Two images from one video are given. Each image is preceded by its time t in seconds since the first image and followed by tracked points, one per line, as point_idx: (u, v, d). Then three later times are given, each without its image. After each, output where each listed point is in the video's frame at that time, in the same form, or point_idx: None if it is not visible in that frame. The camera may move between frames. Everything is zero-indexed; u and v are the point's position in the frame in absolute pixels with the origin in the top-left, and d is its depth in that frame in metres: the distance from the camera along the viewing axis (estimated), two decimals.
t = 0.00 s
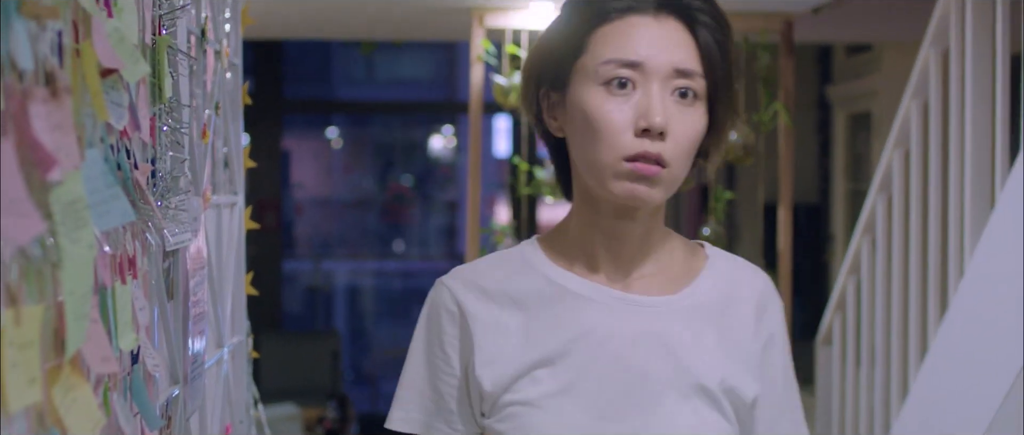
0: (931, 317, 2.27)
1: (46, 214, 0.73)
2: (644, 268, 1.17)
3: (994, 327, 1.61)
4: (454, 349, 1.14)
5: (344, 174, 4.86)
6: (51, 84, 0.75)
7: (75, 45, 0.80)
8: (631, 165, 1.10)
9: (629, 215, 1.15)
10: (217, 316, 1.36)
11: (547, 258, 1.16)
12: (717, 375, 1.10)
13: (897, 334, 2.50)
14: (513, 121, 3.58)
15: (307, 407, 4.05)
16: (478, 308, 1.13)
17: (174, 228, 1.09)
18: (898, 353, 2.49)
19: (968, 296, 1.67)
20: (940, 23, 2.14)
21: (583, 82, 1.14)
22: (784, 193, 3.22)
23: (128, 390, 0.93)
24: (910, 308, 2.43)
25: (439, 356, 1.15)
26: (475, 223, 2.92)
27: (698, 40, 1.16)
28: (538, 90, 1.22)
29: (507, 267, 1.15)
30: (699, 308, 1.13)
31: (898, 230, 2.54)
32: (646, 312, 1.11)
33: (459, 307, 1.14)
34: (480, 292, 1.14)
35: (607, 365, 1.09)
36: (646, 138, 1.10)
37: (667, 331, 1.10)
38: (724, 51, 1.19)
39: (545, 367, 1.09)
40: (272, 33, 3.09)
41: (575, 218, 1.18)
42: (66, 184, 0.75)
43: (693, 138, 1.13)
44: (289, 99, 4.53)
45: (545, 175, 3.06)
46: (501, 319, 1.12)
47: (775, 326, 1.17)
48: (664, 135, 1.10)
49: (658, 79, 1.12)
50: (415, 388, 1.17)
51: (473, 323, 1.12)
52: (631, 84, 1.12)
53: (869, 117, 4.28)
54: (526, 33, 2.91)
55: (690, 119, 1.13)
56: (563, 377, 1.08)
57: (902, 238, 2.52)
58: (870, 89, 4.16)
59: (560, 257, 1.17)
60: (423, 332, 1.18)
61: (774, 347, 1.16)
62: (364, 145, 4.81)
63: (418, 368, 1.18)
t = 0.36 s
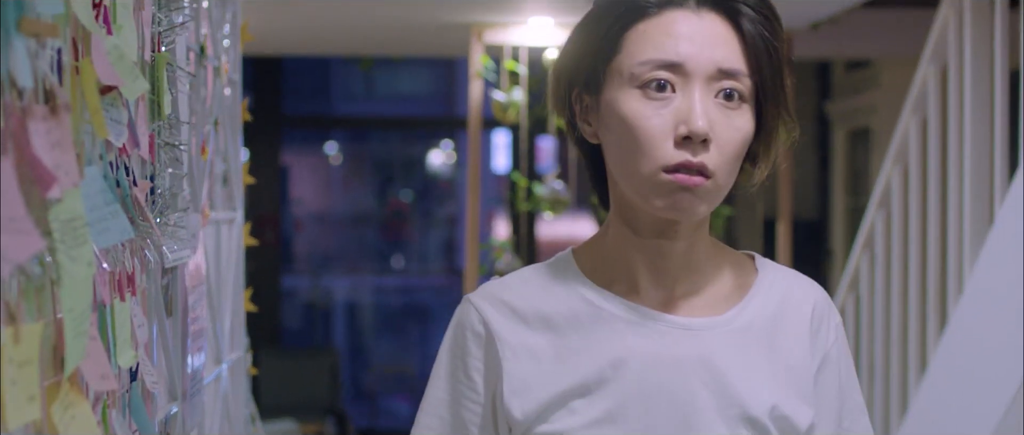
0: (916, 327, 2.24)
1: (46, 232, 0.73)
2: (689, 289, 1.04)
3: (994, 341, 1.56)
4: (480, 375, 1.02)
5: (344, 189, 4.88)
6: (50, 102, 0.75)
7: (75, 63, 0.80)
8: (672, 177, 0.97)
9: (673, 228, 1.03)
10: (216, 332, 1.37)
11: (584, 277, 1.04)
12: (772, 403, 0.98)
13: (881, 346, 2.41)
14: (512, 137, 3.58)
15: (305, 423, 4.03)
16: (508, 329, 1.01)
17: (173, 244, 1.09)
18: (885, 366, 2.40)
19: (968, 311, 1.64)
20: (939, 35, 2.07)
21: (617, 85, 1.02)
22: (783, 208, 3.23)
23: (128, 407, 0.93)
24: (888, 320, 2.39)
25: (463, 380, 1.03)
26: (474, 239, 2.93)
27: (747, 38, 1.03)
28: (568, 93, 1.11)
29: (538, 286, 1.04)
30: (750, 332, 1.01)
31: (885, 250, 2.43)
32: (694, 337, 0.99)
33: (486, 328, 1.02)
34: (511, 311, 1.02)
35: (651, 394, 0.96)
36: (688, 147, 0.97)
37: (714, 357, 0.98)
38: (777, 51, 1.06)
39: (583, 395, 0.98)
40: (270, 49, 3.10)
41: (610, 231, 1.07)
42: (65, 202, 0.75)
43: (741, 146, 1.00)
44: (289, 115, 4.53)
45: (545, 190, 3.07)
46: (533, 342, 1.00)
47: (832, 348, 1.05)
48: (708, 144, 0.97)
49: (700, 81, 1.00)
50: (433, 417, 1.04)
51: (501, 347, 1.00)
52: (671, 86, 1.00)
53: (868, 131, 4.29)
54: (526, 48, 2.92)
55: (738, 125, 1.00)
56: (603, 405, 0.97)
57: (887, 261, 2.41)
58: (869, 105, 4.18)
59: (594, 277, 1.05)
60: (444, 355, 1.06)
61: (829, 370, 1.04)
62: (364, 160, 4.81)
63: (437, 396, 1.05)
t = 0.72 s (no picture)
0: (917, 343, 2.24)
1: (45, 248, 0.74)
2: (674, 311, 1.09)
3: (992, 356, 1.56)
4: (456, 402, 1.06)
5: (344, 205, 4.86)
6: (50, 119, 0.75)
7: (75, 80, 0.80)
8: (658, 192, 0.98)
9: (658, 253, 1.08)
10: (216, 349, 1.37)
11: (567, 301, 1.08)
12: (763, 424, 1.04)
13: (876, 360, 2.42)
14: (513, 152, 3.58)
15: None
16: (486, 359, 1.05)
17: (173, 260, 1.09)
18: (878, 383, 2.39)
19: (969, 326, 1.63)
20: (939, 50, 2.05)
21: (602, 97, 1.03)
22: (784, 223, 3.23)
23: (128, 423, 0.93)
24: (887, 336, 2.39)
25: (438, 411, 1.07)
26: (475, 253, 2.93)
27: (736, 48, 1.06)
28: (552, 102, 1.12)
29: (519, 314, 1.09)
30: (741, 353, 1.07)
31: (884, 265, 2.41)
32: (687, 359, 1.04)
33: (464, 355, 1.06)
34: (488, 340, 1.07)
35: (648, 416, 1.01)
36: (676, 162, 0.98)
37: (707, 379, 1.04)
38: (770, 62, 1.10)
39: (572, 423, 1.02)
40: (271, 64, 3.12)
41: (591, 254, 1.11)
42: (65, 219, 0.76)
43: (728, 159, 1.02)
44: (290, 130, 4.57)
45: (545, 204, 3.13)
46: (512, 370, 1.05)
47: (817, 366, 1.12)
48: (696, 158, 0.98)
49: (689, 89, 1.00)
50: None
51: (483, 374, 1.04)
52: (656, 94, 1.00)
53: (867, 146, 4.31)
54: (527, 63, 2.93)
55: (726, 137, 1.01)
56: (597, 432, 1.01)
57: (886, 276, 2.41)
58: (869, 120, 4.20)
59: (576, 298, 1.09)
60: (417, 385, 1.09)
61: (815, 389, 1.12)
62: (364, 176, 4.79)
63: (410, 427, 1.08)
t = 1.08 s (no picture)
0: (918, 353, 2.22)
1: (46, 259, 0.74)
2: (631, 318, 1.18)
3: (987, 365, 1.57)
4: (405, 418, 1.13)
5: (344, 214, 4.80)
6: (52, 130, 0.76)
7: (76, 91, 0.81)
8: (617, 194, 1.04)
9: (614, 260, 1.16)
10: (216, 359, 1.37)
11: (525, 313, 1.15)
12: (725, 429, 1.12)
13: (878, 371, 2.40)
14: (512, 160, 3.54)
15: None
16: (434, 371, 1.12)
17: (173, 270, 1.10)
18: (880, 393, 2.38)
19: (970, 336, 1.62)
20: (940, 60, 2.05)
21: (564, 95, 1.08)
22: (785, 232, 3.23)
23: (128, 432, 0.93)
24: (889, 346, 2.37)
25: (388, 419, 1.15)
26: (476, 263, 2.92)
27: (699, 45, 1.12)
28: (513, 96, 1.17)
29: (469, 326, 1.15)
30: (703, 361, 1.15)
31: (886, 274, 2.40)
32: (646, 368, 1.12)
33: (414, 371, 1.13)
34: (441, 350, 1.14)
35: (617, 424, 1.08)
36: (636, 164, 1.03)
37: (675, 389, 1.12)
38: (733, 57, 1.16)
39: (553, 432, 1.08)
40: (272, 73, 3.11)
41: (549, 258, 1.19)
42: (67, 229, 0.76)
43: (689, 159, 1.08)
44: (290, 137, 4.65)
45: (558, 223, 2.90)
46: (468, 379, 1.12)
47: (772, 374, 1.22)
48: (658, 159, 1.04)
49: (650, 89, 1.06)
50: None
51: (434, 391, 1.11)
52: (617, 94, 1.06)
53: (869, 154, 4.31)
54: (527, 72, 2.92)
55: (687, 136, 1.08)
56: None
57: (887, 285, 2.40)
58: (869, 129, 4.22)
59: (530, 307, 1.16)
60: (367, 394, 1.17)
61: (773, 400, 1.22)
62: (365, 185, 4.64)
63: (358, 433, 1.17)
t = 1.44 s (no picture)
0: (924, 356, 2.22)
1: (52, 261, 0.74)
2: (613, 320, 1.12)
3: (996, 367, 1.55)
4: (381, 422, 1.06)
5: (348, 215, 4.91)
6: (57, 132, 0.76)
7: (81, 92, 0.81)
8: (601, 195, 0.98)
9: (596, 263, 1.09)
10: (221, 360, 1.37)
11: (503, 315, 1.08)
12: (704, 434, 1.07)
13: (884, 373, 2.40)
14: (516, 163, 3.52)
15: None
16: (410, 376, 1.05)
17: (178, 273, 1.10)
18: (887, 395, 2.36)
19: (975, 338, 1.62)
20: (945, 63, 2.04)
21: (544, 92, 1.02)
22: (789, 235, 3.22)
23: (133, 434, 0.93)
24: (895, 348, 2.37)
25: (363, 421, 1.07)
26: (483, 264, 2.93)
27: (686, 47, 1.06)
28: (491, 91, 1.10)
29: (447, 328, 1.08)
30: (683, 364, 1.10)
31: (891, 277, 2.39)
32: (627, 372, 1.06)
33: (390, 374, 1.06)
34: (416, 354, 1.07)
35: (594, 426, 1.02)
36: (620, 166, 0.97)
37: (655, 393, 1.06)
38: (720, 59, 1.11)
39: None
40: (276, 76, 3.11)
41: (525, 261, 1.12)
42: (72, 231, 0.76)
43: (674, 161, 1.02)
44: (295, 138, 4.51)
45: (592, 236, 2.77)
46: (443, 386, 1.05)
47: (749, 378, 1.18)
48: (643, 160, 0.98)
49: (637, 87, 1.00)
50: None
51: (412, 394, 1.04)
52: (600, 92, 1.00)
53: (873, 157, 4.30)
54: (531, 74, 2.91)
55: (672, 137, 1.02)
56: None
57: (892, 288, 2.39)
58: (874, 132, 4.21)
59: (512, 311, 1.09)
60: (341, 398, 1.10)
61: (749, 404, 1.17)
62: (368, 186, 4.74)
63: None
